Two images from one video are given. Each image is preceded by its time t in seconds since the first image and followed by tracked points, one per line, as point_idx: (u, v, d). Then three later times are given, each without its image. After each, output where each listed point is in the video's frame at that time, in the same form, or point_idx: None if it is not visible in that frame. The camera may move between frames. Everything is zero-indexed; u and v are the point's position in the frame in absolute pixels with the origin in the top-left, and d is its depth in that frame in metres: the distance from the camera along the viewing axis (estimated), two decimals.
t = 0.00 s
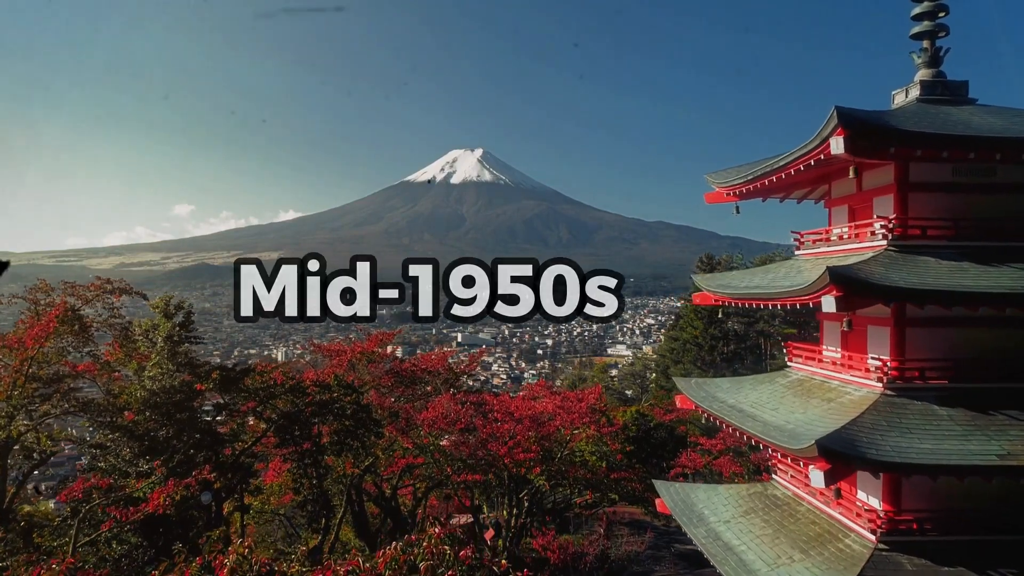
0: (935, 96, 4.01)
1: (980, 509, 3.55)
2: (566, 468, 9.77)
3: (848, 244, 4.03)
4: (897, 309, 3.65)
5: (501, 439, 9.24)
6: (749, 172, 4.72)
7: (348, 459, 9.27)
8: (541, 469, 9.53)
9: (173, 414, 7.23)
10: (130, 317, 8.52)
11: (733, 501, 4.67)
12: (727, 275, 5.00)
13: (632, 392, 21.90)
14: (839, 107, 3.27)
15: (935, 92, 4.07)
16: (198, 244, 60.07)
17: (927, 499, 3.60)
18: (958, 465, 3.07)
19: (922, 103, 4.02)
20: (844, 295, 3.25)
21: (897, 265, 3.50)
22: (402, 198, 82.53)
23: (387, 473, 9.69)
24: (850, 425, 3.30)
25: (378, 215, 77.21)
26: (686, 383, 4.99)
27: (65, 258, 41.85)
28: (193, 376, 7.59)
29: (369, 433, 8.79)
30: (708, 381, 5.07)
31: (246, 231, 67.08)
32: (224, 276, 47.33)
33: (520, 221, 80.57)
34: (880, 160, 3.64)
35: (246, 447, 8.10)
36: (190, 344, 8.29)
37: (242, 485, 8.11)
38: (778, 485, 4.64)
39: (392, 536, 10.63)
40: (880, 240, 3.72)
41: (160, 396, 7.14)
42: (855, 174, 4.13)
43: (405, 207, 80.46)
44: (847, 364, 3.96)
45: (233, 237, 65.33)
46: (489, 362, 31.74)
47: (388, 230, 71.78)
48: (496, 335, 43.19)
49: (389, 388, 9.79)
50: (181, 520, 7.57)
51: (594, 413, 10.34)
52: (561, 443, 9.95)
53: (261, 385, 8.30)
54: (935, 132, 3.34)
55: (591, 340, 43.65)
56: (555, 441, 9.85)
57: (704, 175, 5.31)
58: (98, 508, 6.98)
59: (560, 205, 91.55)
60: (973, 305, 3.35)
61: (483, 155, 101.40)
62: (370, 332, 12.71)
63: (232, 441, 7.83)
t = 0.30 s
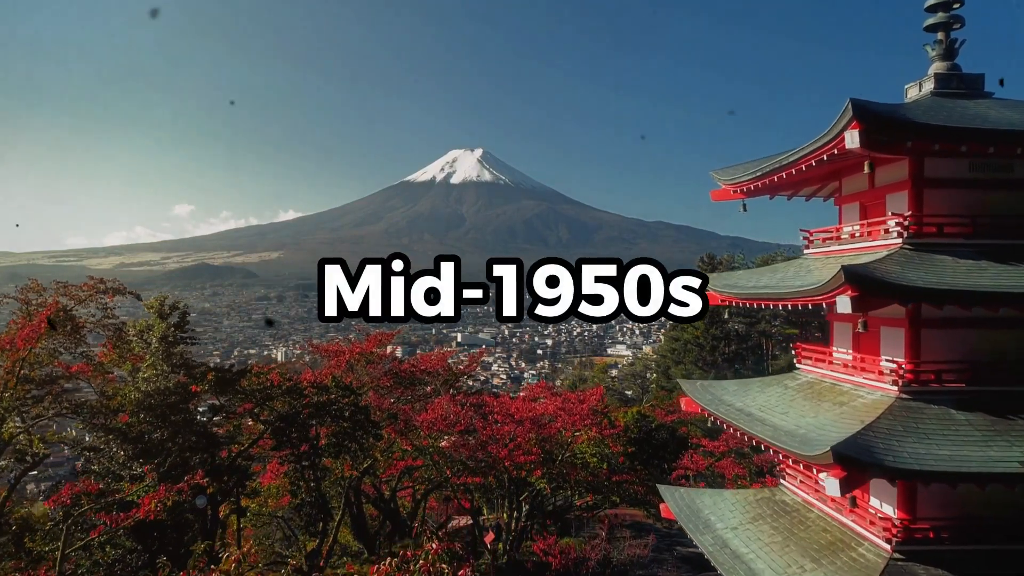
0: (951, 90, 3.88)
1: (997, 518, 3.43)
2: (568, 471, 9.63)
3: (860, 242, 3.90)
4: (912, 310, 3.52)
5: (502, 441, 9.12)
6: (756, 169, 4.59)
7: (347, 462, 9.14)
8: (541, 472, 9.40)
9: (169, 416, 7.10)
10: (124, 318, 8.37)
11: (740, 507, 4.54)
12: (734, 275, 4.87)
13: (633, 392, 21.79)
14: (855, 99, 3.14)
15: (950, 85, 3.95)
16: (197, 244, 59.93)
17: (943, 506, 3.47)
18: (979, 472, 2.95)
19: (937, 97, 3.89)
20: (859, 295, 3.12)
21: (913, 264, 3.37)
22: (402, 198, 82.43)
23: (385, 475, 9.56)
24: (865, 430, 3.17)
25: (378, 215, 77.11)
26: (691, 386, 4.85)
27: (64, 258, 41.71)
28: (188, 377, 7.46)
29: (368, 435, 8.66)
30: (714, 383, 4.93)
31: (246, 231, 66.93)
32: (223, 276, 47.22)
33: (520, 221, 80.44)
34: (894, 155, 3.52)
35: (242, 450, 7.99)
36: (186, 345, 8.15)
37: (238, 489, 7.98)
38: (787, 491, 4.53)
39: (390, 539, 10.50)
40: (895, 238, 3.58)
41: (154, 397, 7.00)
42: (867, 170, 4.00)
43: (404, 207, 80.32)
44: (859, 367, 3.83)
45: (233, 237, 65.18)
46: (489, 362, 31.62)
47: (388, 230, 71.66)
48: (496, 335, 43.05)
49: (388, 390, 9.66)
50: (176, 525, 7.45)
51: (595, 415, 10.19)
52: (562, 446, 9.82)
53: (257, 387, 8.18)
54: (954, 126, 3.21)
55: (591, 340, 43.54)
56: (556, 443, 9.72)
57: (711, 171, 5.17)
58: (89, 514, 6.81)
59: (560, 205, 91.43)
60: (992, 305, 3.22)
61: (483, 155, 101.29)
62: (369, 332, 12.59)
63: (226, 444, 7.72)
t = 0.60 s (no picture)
0: (967, 82, 3.75)
1: (1017, 526, 3.29)
2: (569, 473, 9.51)
3: (873, 241, 3.77)
4: (929, 310, 3.39)
5: (502, 443, 8.98)
6: (765, 166, 4.46)
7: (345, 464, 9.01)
8: (542, 474, 9.25)
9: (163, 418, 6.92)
10: (118, 319, 8.22)
11: (748, 513, 4.41)
12: (741, 274, 4.73)
13: (633, 393, 21.67)
14: (872, 90, 3.00)
15: (967, 78, 3.82)
16: (196, 244, 59.77)
17: (960, 515, 3.34)
18: (1003, 480, 2.82)
19: (953, 90, 3.76)
20: (877, 295, 2.98)
21: (931, 262, 3.24)
22: (402, 198, 82.27)
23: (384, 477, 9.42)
24: (883, 436, 3.04)
25: (377, 215, 76.95)
26: (697, 388, 4.72)
27: (63, 258, 41.59)
28: (183, 379, 7.32)
29: (365, 437, 8.52)
30: (721, 386, 4.80)
31: (245, 231, 66.81)
32: (223, 276, 47.07)
33: (520, 221, 80.28)
34: (910, 150, 3.39)
35: (238, 453, 7.86)
36: (181, 346, 8.01)
37: (234, 492, 7.86)
38: (797, 496, 4.40)
39: (389, 542, 10.37)
40: (911, 236, 3.46)
41: (148, 399, 6.87)
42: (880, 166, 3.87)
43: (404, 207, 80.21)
44: (873, 369, 3.70)
45: (232, 236, 65.01)
46: (489, 362, 31.49)
47: (388, 230, 71.49)
48: (496, 335, 42.91)
49: (387, 391, 9.53)
50: (171, 527, 7.34)
51: (597, 417, 10.03)
52: (563, 448, 9.67)
53: (253, 389, 8.03)
54: (975, 118, 3.07)
55: (592, 340, 43.42)
56: (557, 445, 9.57)
57: (717, 168, 5.04)
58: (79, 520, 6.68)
59: (560, 205, 91.30)
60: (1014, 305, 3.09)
61: (482, 155, 101.16)
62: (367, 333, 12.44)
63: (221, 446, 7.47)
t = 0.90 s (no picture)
0: (985, 75, 3.62)
1: None
2: (571, 476, 9.38)
3: (888, 239, 3.64)
4: (948, 311, 3.26)
5: (502, 446, 8.84)
6: (774, 161, 4.33)
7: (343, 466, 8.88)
8: (543, 478, 9.10)
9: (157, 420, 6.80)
10: (111, 319, 8.07)
11: (756, 520, 4.28)
12: (749, 274, 4.60)
13: (634, 393, 21.56)
14: (891, 81, 2.86)
15: (985, 71, 3.68)
16: (196, 244, 59.64)
17: (980, 524, 3.20)
18: None
19: (971, 83, 3.63)
20: (896, 296, 2.85)
21: (952, 262, 3.10)
22: (402, 197, 82.13)
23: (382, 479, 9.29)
24: (902, 442, 2.91)
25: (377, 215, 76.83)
26: (704, 391, 4.59)
27: (63, 257, 41.49)
28: (178, 381, 7.18)
29: (363, 440, 8.39)
30: (729, 388, 4.66)
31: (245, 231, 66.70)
32: (222, 275, 46.93)
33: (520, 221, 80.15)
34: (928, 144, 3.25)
35: (234, 456, 7.73)
36: (176, 347, 7.86)
37: (230, 495, 7.73)
38: (807, 502, 4.27)
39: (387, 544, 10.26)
40: (929, 234, 3.32)
41: (141, 401, 6.72)
42: (895, 161, 3.74)
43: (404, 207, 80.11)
44: (888, 372, 3.56)
45: (232, 236, 64.84)
46: (489, 362, 31.38)
47: (388, 230, 71.37)
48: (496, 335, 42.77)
49: (385, 392, 9.42)
50: (167, 531, 7.16)
51: (599, 419, 9.88)
52: (564, 450, 9.54)
53: (250, 390, 7.90)
54: (998, 109, 2.94)
55: (591, 340, 43.33)
56: (558, 448, 9.44)
57: (723, 164, 4.90)
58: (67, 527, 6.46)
59: (560, 205, 91.21)
60: None
61: (482, 155, 101.03)
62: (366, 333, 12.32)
63: (217, 449, 7.45)
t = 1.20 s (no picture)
0: (1006, 66, 3.47)
1: None
2: (572, 479, 9.24)
3: (904, 236, 3.50)
4: (968, 312, 3.13)
5: (503, 448, 8.69)
6: (785, 156, 4.18)
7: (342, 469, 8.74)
8: (545, 480, 8.93)
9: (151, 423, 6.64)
10: (104, 319, 7.94)
11: (765, 527, 4.14)
12: (757, 274, 4.46)
13: (634, 393, 21.46)
14: (912, 70, 2.72)
15: (1005, 62, 3.54)
16: (196, 244, 59.48)
17: (1002, 535, 3.07)
18: None
19: (991, 74, 3.48)
20: (919, 295, 2.70)
21: (975, 260, 2.97)
22: (401, 198, 82.02)
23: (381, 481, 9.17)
24: (924, 449, 2.77)
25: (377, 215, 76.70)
26: (711, 394, 4.44)
27: (63, 257, 41.37)
28: (174, 382, 7.05)
29: (362, 442, 8.25)
30: (736, 391, 4.51)
31: (245, 231, 66.57)
32: (222, 275, 46.81)
33: (520, 221, 80.02)
34: (949, 137, 3.11)
35: (229, 459, 7.58)
36: (171, 347, 7.73)
37: (224, 499, 7.58)
38: (818, 509, 4.14)
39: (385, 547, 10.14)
40: (950, 231, 3.19)
41: (135, 403, 6.58)
42: (912, 156, 3.60)
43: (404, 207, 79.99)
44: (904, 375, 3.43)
45: (232, 237, 64.70)
46: (489, 362, 31.26)
47: (388, 230, 71.21)
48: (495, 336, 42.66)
49: (384, 393, 9.31)
50: (160, 537, 7.00)
51: (601, 421, 9.72)
52: (565, 453, 9.39)
53: (245, 392, 7.76)
54: None
55: (591, 340, 43.23)
56: (559, 450, 9.30)
57: (731, 160, 4.75)
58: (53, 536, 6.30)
59: (560, 205, 91.12)
60: None
61: (482, 155, 100.94)
62: (365, 334, 12.19)
63: (212, 452, 7.26)
